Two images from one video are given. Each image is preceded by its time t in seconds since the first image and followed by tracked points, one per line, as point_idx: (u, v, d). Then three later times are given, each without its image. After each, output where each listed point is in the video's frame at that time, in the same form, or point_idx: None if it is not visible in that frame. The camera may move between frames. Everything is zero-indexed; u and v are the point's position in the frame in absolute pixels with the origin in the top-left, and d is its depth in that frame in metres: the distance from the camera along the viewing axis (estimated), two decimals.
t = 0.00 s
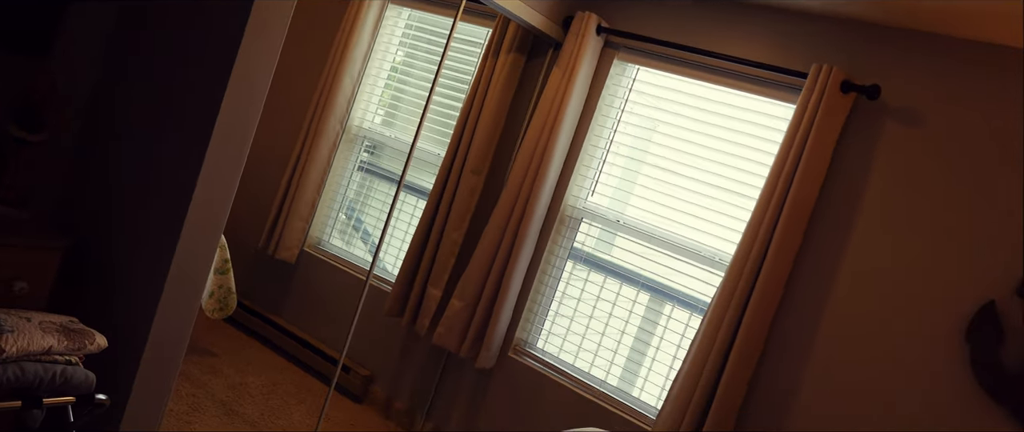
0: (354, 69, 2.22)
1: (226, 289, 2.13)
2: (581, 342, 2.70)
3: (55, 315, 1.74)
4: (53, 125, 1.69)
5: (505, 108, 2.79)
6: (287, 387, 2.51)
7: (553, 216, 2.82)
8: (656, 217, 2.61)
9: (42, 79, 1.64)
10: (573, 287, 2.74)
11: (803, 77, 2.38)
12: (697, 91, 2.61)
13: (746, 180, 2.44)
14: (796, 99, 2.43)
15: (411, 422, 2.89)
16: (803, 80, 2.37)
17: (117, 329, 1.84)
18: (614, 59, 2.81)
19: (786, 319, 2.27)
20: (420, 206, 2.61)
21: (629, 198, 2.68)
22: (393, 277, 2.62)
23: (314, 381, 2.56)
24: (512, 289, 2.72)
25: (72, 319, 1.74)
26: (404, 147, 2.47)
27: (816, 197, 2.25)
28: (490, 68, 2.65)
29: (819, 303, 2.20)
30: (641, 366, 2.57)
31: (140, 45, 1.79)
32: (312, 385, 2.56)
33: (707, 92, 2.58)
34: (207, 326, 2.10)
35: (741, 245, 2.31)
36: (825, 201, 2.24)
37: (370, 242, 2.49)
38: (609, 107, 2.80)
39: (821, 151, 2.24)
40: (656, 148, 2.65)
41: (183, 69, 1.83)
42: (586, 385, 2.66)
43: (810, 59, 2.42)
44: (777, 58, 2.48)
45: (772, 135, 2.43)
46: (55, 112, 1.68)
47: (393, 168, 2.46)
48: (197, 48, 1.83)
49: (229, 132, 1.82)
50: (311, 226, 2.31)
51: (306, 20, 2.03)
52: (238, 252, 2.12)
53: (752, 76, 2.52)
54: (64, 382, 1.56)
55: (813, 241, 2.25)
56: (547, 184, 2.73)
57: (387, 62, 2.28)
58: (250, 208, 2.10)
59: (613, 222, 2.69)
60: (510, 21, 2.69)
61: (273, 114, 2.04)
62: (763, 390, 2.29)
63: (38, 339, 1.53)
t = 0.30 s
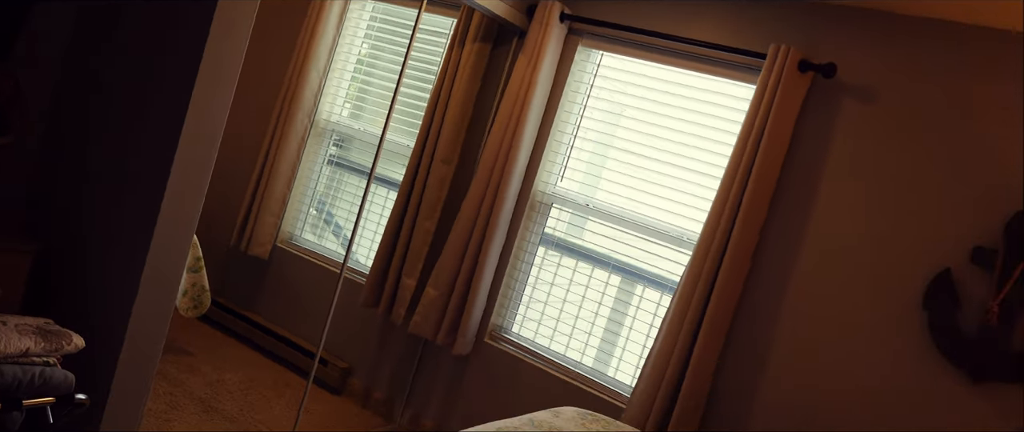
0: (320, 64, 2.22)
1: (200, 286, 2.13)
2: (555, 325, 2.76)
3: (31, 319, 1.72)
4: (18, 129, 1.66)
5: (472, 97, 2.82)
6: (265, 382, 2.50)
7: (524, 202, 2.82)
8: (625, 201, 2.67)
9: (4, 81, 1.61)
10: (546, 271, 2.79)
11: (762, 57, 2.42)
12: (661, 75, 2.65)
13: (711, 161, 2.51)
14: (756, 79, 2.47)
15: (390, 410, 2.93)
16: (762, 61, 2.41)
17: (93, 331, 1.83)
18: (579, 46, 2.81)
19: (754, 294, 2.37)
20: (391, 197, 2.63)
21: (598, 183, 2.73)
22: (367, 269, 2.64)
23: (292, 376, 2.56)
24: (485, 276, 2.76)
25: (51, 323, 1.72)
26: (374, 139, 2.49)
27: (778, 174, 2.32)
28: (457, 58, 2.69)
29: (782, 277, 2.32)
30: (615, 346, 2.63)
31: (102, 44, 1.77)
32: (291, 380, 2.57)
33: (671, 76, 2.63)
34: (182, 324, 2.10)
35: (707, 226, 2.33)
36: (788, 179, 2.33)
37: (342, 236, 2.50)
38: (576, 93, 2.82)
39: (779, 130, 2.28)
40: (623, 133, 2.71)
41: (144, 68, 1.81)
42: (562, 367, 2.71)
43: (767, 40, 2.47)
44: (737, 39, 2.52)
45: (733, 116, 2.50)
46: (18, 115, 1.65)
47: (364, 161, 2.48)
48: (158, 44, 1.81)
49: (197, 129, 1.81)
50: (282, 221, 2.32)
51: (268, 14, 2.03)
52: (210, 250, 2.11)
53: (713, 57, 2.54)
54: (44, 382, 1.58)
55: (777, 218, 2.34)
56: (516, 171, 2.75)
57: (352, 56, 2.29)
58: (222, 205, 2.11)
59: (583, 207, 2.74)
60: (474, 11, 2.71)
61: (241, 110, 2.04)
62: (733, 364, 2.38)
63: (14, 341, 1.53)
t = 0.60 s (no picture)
0: (282, 58, 2.21)
1: (167, 286, 2.13)
2: (526, 311, 2.79)
3: None
4: None
5: (435, 88, 2.83)
6: (240, 379, 2.51)
7: (491, 191, 2.85)
8: (591, 186, 2.71)
9: None
10: (516, 258, 2.82)
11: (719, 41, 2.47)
12: (621, 61, 2.69)
13: (673, 144, 2.56)
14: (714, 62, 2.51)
15: (364, 402, 2.94)
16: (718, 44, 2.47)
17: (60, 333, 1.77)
18: (540, 33, 2.83)
19: (717, 276, 2.39)
20: (358, 189, 2.65)
21: (564, 170, 2.76)
22: (337, 262, 2.66)
23: (266, 371, 2.57)
24: (455, 265, 2.78)
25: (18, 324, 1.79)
26: (339, 132, 2.51)
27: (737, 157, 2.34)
28: (418, 49, 2.70)
29: (746, 256, 2.35)
30: (586, 329, 2.68)
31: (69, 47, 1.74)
32: (264, 375, 2.57)
33: (632, 62, 2.67)
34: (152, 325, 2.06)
35: (670, 208, 2.37)
36: (749, 160, 2.36)
37: (309, 231, 2.53)
38: (538, 81, 2.84)
39: (738, 113, 2.32)
40: (587, 119, 2.74)
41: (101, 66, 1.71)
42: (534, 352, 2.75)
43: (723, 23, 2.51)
44: (694, 23, 2.55)
45: (693, 99, 2.55)
46: None
47: (329, 155, 2.50)
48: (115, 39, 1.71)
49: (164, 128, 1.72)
50: (249, 218, 2.32)
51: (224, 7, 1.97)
52: (176, 248, 2.10)
53: (671, 42, 2.58)
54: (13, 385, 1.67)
55: (738, 199, 2.37)
56: (482, 161, 2.78)
57: (314, 50, 2.29)
58: (187, 202, 2.10)
59: (549, 194, 2.78)
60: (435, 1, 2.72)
61: (204, 107, 2.02)
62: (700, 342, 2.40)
63: None
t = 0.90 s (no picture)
0: (235, 51, 2.21)
1: (126, 285, 2.12)
2: (490, 297, 2.83)
3: None
4: None
5: (391, 77, 2.84)
6: (202, 377, 2.48)
7: (451, 178, 2.87)
8: (550, 171, 2.74)
9: None
10: (478, 244, 2.85)
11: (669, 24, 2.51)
12: (576, 47, 2.72)
13: (628, 127, 2.61)
14: (666, 45, 2.56)
15: (331, 393, 2.96)
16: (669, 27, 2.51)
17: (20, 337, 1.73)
18: (494, 21, 2.85)
19: (676, 252, 2.45)
20: (318, 182, 2.65)
21: (523, 156, 2.79)
22: (298, 256, 2.66)
23: (230, 367, 2.54)
24: (417, 253, 2.80)
25: None
26: (296, 125, 2.50)
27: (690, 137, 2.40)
28: (373, 39, 2.70)
29: (701, 233, 2.41)
30: (550, 312, 2.72)
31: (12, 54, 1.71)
32: (229, 371, 2.55)
33: (586, 47, 2.70)
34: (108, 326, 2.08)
35: (627, 188, 2.42)
36: (703, 141, 2.42)
37: (269, 226, 2.51)
38: (494, 69, 2.86)
39: (689, 95, 2.37)
40: (544, 105, 2.77)
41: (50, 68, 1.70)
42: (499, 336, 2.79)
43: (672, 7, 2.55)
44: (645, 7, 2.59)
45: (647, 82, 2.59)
46: None
47: (286, 148, 2.49)
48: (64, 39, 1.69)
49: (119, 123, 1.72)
50: (208, 214, 2.31)
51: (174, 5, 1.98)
52: (133, 246, 2.09)
53: (623, 26, 2.62)
54: None
55: (692, 177, 2.43)
56: (440, 150, 2.79)
57: (268, 43, 2.28)
58: (144, 199, 2.08)
59: (509, 180, 2.81)
60: None
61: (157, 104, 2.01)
62: (661, 320, 2.46)
63: None
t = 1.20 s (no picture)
0: (181, 44, 2.18)
1: (78, 284, 2.08)
2: (449, 282, 2.85)
3: None
4: None
5: (342, 67, 2.83)
6: (159, 374, 2.45)
7: (405, 165, 2.89)
8: (503, 156, 2.77)
9: None
10: (435, 230, 2.87)
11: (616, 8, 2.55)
12: (525, 31, 2.75)
13: (578, 110, 2.65)
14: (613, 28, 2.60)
15: (293, 384, 2.98)
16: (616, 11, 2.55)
17: None
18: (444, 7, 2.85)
19: (628, 231, 2.50)
20: (271, 174, 2.64)
21: (477, 141, 2.82)
22: (254, 249, 2.65)
23: (189, 362, 2.53)
24: (374, 241, 2.81)
25: None
26: (247, 117, 2.49)
27: (640, 117, 2.45)
28: (322, 28, 2.68)
29: (653, 212, 2.47)
30: (508, 294, 2.76)
31: None
32: (187, 366, 2.53)
33: (535, 32, 2.73)
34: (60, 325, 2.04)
35: (580, 169, 2.47)
36: (651, 122, 2.47)
37: (223, 220, 2.50)
38: (445, 55, 2.87)
39: (637, 77, 2.41)
40: (495, 90, 2.79)
41: None
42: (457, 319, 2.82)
43: None
44: None
45: (596, 64, 2.63)
46: None
47: (238, 141, 2.48)
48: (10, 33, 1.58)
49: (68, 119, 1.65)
50: (159, 210, 2.30)
51: None
52: (83, 245, 2.05)
53: (572, 11, 2.65)
54: None
55: (642, 157, 2.48)
56: (394, 138, 2.80)
57: (215, 35, 2.26)
58: (92, 196, 2.04)
59: (463, 165, 2.83)
60: None
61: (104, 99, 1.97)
62: (616, 298, 2.52)
63: None
